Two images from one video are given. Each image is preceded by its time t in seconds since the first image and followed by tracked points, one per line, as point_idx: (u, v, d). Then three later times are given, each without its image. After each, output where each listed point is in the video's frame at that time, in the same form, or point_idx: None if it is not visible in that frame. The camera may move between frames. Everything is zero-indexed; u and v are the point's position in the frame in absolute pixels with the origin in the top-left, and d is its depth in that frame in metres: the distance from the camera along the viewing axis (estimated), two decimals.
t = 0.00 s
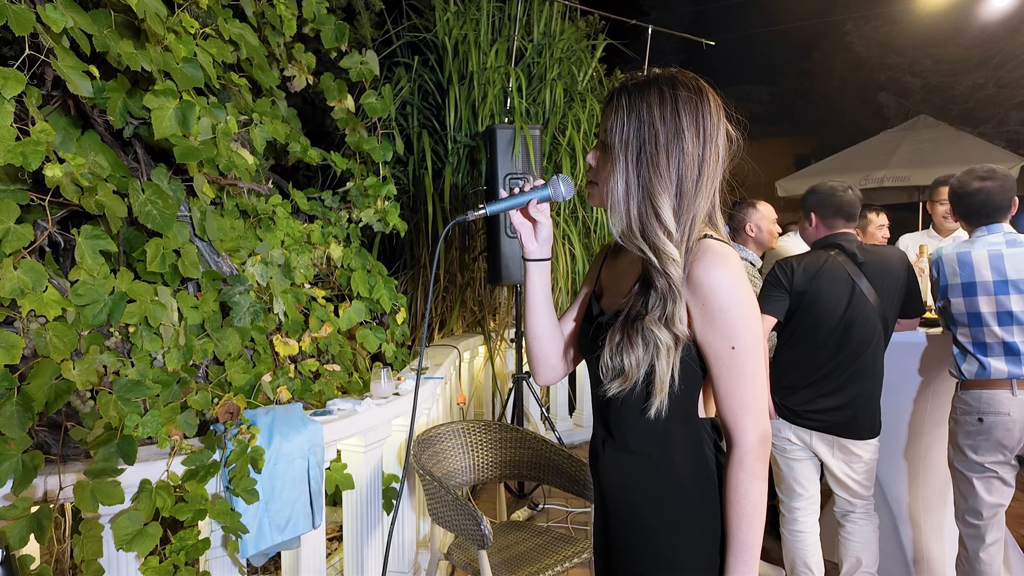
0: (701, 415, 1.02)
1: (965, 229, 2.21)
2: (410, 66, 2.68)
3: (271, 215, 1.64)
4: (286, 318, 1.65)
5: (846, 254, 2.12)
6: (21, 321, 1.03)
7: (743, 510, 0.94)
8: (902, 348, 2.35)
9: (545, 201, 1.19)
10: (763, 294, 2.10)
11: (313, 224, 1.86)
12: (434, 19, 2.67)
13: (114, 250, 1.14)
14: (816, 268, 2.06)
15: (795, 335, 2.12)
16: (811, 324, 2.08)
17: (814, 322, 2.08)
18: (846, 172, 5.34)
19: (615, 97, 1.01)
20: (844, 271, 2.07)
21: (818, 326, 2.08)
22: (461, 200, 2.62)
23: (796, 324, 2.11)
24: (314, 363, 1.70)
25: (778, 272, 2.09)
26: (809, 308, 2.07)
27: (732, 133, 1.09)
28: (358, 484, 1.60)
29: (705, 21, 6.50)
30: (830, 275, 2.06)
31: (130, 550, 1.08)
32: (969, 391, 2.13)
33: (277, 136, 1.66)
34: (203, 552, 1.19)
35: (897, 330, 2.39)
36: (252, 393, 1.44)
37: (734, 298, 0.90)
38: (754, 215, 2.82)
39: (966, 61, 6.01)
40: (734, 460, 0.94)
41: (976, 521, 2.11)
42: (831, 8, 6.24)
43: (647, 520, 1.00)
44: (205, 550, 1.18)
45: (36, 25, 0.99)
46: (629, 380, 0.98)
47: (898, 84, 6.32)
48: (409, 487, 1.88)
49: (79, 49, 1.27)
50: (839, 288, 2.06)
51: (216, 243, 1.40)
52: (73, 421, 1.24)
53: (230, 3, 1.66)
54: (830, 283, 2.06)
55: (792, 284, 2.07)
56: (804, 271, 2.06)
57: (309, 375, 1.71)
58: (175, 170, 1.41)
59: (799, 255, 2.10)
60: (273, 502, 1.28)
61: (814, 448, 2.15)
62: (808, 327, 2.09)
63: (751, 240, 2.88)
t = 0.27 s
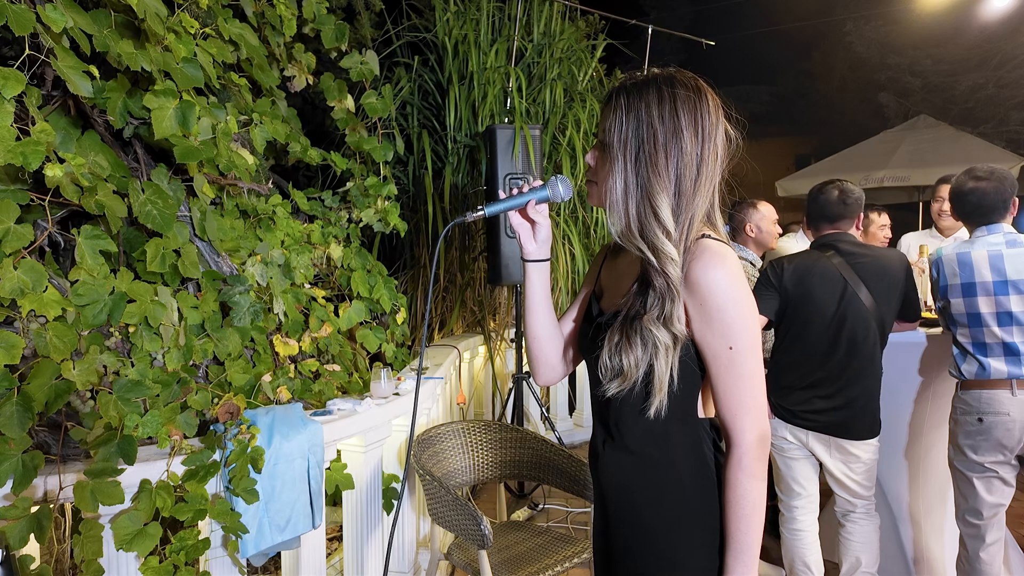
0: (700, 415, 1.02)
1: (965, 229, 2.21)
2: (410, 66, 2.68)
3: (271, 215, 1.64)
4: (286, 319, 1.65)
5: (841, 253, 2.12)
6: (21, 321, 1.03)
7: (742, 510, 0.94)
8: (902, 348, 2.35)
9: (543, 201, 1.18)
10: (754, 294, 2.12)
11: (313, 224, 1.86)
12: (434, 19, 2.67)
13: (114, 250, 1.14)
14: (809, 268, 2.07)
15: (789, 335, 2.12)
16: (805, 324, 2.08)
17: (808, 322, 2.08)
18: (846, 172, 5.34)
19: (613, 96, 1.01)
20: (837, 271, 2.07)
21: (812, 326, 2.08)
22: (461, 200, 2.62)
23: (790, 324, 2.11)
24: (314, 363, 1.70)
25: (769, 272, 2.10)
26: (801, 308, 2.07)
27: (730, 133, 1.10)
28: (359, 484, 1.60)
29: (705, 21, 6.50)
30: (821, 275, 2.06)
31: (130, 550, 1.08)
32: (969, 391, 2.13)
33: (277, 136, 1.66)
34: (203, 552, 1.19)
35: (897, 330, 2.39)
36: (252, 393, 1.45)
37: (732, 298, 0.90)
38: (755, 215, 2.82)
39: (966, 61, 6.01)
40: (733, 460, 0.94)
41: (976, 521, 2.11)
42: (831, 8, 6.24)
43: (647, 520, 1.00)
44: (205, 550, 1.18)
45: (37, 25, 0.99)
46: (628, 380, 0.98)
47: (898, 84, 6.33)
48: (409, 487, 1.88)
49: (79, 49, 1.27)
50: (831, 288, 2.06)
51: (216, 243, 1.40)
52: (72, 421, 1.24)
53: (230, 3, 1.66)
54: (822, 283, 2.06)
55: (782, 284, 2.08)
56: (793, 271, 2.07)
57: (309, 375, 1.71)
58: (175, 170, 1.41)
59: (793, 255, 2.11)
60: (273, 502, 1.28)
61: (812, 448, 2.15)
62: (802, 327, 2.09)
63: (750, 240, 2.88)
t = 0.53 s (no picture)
0: (699, 415, 1.02)
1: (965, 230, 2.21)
2: (410, 66, 2.68)
3: (271, 215, 1.64)
4: (286, 319, 1.65)
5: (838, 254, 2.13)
6: (21, 321, 1.03)
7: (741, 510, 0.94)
8: (902, 348, 2.35)
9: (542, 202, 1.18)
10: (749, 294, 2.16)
11: (313, 224, 1.86)
12: (434, 19, 2.67)
13: (114, 250, 1.14)
14: (803, 268, 2.09)
15: (786, 335, 2.13)
16: (800, 324, 2.10)
17: (802, 322, 2.09)
18: (846, 172, 5.34)
19: (611, 97, 1.01)
20: (832, 270, 2.08)
21: (808, 326, 2.09)
22: (461, 200, 2.62)
23: (786, 324, 2.13)
24: (314, 363, 1.70)
25: (763, 272, 2.13)
26: (796, 308, 2.09)
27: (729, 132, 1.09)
28: (359, 484, 1.60)
29: (705, 21, 6.50)
30: (815, 274, 2.08)
31: (130, 550, 1.08)
32: (969, 391, 2.13)
33: (277, 136, 1.66)
34: (203, 552, 1.19)
35: (896, 330, 2.39)
36: (252, 393, 1.45)
37: (730, 298, 0.90)
38: (755, 215, 2.81)
39: (966, 61, 6.01)
40: (732, 460, 0.94)
41: (976, 521, 2.11)
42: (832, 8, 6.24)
43: (647, 520, 1.00)
44: (205, 550, 1.18)
45: (37, 25, 0.99)
46: (626, 380, 0.98)
47: (898, 84, 6.33)
48: (409, 487, 1.88)
49: (79, 49, 1.27)
50: (826, 287, 2.07)
51: (216, 243, 1.40)
52: (72, 421, 1.24)
53: (230, 3, 1.66)
54: (816, 283, 2.07)
55: (775, 284, 2.11)
56: (786, 270, 2.10)
57: (309, 375, 1.71)
58: (176, 170, 1.41)
59: (788, 255, 2.13)
60: (273, 502, 1.28)
61: (811, 447, 2.16)
62: (798, 327, 2.10)
63: (750, 240, 2.89)
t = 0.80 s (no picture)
0: (698, 415, 1.02)
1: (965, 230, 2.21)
2: (410, 66, 2.68)
3: (271, 216, 1.64)
4: (286, 319, 1.65)
5: (837, 253, 2.12)
6: (21, 321, 1.03)
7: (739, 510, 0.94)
8: (902, 348, 2.35)
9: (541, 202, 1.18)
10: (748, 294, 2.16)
11: (313, 224, 1.86)
12: (434, 19, 2.67)
13: (114, 250, 1.14)
14: (803, 269, 2.09)
15: (785, 335, 2.14)
16: (800, 323, 2.10)
17: (801, 321, 2.09)
18: (845, 172, 5.34)
19: (609, 97, 1.01)
20: (830, 270, 2.08)
21: (806, 326, 2.09)
22: (461, 200, 2.62)
23: (785, 324, 2.13)
24: (314, 363, 1.70)
25: (763, 272, 2.14)
26: (794, 307, 2.10)
27: (727, 132, 1.09)
28: (359, 484, 1.60)
29: (705, 21, 6.50)
30: (814, 274, 2.08)
31: (130, 550, 1.08)
32: (969, 391, 2.13)
33: (277, 136, 1.66)
34: (203, 552, 1.19)
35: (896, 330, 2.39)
36: (252, 393, 1.45)
37: (728, 299, 0.90)
38: (754, 215, 2.82)
39: (966, 61, 6.01)
40: (731, 460, 0.94)
41: (976, 521, 2.11)
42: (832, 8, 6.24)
43: (647, 520, 1.00)
44: (205, 550, 1.18)
45: (37, 25, 0.99)
46: (625, 381, 0.98)
47: (898, 84, 6.33)
48: (409, 487, 1.88)
49: (79, 49, 1.27)
50: (825, 287, 2.07)
51: (216, 243, 1.40)
52: (73, 421, 1.24)
53: (230, 3, 1.66)
54: (815, 283, 2.07)
55: (774, 284, 2.12)
56: (785, 270, 2.10)
57: (309, 375, 1.71)
58: (176, 170, 1.41)
59: (787, 255, 2.13)
60: (273, 502, 1.28)
61: (810, 447, 2.16)
62: (796, 326, 2.11)
63: (750, 240, 2.89)
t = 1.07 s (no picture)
0: (698, 415, 1.02)
1: (966, 230, 2.21)
2: (410, 66, 2.68)
3: (271, 215, 1.64)
4: (286, 319, 1.65)
5: (837, 253, 2.12)
6: (21, 321, 1.03)
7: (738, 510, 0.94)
8: (902, 349, 2.35)
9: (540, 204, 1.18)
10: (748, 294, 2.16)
11: (313, 224, 1.86)
12: (434, 19, 2.67)
13: (114, 250, 1.14)
14: (802, 269, 2.09)
15: (784, 335, 2.14)
16: (800, 324, 2.10)
17: (801, 322, 2.10)
18: (845, 172, 5.35)
19: (609, 98, 1.01)
20: (830, 270, 2.08)
21: (806, 326, 2.10)
22: (461, 200, 2.62)
23: (785, 324, 2.13)
24: (314, 363, 1.70)
25: (762, 273, 2.14)
26: (793, 308, 2.10)
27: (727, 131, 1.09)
28: (359, 484, 1.60)
29: (705, 21, 6.50)
30: (813, 275, 2.08)
31: (130, 550, 1.08)
32: (969, 391, 2.13)
33: (277, 136, 1.66)
34: (203, 552, 1.19)
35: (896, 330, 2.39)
36: (252, 393, 1.45)
37: (727, 299, 0.90)
38: (754, 215, 2.81)
39: (966, 61, 6.01)
40: (730, 461, 0.94)
41: (976, 521, 2.11)
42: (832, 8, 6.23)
43: (647, 520, 1.00)
44: (205, 550, 1.18)
45: (36, 25, 0.99)
46: (625, 381, 0.98)
47: (898, 84, 6.33)
48: (409, 487, 1.88)
49: (79, 50, 1.27)
50: (825, 288, 2.07)
51: (216, 243, 1.40)
52: (73, 421, 1.24)
53: (230, 3, 1.66)
54: (815, 283, 2.07)
55: (773, 284, 2.12)
56: (784, 271, 2.10)
57: (309, 375, 1.71)
58: (176, 170, 1.41)
59: (787, 255, 2.13)
60: (273, 502, 1.28)
61: (810, 446, 2.16)
62: (795, 326, 2.11)
63: (750, 240, 2.89)
